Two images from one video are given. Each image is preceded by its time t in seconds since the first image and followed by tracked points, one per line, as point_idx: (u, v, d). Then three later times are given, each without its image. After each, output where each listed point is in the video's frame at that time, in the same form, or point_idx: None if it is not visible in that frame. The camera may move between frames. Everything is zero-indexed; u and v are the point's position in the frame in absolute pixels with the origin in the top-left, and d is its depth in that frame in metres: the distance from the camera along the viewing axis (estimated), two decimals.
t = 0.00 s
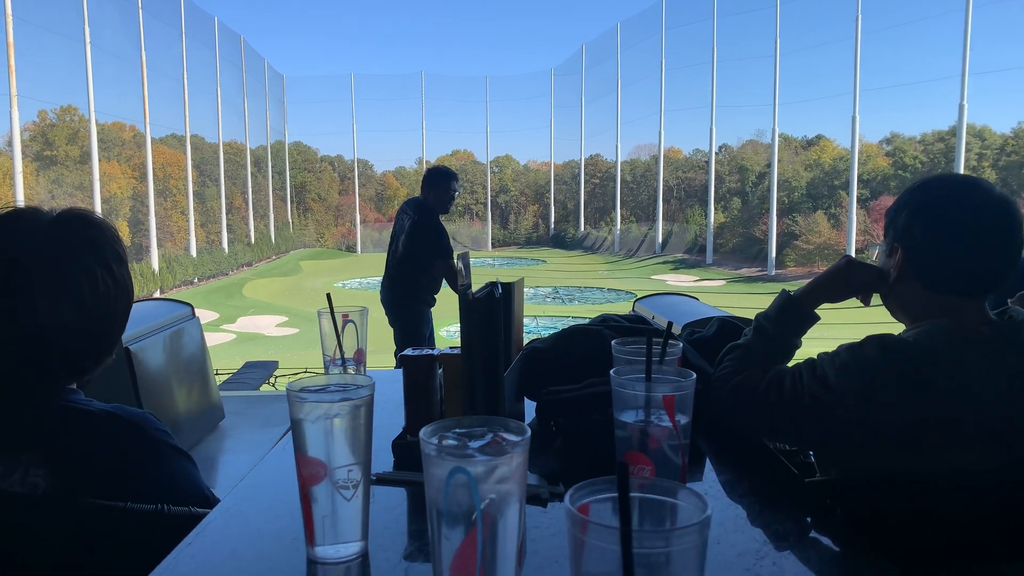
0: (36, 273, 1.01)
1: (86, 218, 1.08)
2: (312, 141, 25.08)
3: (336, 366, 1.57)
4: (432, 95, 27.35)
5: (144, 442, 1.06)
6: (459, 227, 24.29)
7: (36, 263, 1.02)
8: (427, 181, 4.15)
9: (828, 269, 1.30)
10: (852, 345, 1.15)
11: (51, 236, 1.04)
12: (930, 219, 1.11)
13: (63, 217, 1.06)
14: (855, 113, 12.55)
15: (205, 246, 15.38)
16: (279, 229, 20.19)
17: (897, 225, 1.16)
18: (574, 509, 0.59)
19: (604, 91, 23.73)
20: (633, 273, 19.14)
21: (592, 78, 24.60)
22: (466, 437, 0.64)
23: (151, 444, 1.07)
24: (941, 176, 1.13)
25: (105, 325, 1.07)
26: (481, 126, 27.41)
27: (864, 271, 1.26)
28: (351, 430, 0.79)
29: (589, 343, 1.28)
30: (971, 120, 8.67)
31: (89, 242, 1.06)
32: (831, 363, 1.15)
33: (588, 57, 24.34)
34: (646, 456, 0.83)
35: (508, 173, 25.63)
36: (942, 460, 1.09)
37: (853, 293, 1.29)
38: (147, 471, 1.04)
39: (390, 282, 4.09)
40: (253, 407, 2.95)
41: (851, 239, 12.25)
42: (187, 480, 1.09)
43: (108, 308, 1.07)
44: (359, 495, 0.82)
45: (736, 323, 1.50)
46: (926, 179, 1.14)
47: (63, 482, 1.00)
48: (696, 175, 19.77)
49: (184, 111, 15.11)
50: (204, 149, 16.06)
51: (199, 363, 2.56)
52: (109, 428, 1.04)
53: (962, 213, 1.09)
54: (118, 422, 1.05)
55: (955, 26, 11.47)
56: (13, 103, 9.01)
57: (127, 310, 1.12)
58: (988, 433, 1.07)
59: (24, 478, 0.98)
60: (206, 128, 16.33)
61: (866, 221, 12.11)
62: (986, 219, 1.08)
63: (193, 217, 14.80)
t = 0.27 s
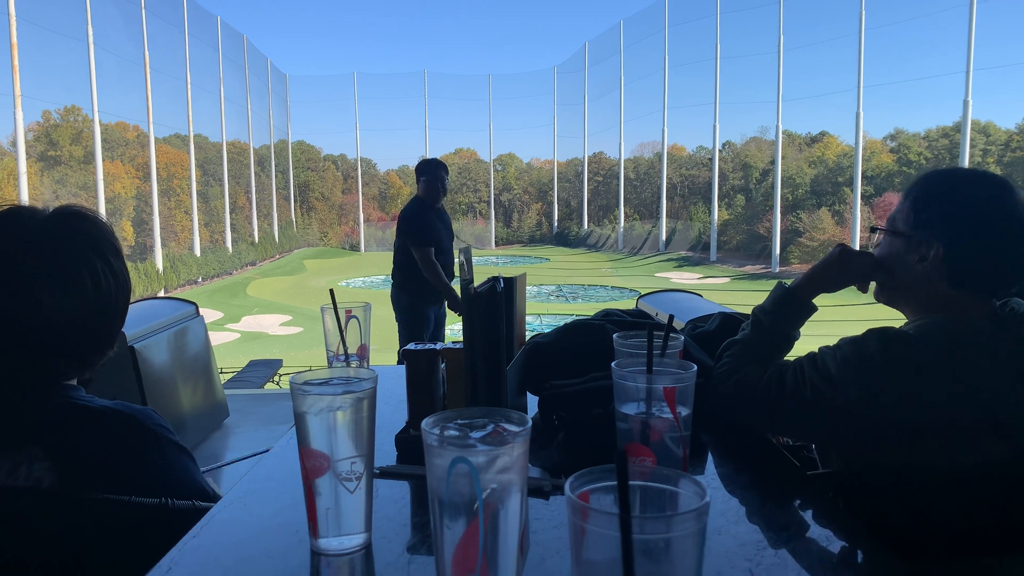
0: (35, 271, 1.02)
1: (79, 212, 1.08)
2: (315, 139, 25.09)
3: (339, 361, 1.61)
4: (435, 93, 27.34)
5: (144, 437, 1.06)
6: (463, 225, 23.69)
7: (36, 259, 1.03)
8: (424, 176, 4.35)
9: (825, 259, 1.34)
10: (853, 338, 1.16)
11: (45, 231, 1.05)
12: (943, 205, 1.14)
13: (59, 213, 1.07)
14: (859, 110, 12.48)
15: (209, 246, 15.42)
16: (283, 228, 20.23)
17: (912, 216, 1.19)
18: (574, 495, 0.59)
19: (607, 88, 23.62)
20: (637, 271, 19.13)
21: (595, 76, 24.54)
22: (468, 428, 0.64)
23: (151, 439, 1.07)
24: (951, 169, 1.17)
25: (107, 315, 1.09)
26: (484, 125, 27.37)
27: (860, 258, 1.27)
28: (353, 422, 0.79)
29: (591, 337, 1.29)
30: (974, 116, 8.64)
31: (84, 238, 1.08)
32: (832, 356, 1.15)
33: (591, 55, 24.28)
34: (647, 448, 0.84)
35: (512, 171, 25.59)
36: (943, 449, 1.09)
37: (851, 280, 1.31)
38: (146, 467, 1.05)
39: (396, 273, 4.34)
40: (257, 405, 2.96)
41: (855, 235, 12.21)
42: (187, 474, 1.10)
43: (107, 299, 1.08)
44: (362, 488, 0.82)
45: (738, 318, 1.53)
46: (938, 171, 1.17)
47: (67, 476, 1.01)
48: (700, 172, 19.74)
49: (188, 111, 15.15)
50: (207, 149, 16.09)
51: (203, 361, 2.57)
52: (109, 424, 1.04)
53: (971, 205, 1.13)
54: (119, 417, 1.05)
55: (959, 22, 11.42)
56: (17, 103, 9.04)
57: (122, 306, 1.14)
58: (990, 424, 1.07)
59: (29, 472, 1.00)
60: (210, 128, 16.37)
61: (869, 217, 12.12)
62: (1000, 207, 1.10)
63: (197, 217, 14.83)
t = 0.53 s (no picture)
0: (34, 267, 1.03)
1: (81, 210, 1.09)
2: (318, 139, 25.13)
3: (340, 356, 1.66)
4: (438, 92, 27.33)
5: (146, 431, 1.07)
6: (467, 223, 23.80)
7: (35, 258, 1.03)
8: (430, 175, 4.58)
9: (821, 256, 1.37)
10: (854, 332, 1.17)
11: (45, 228, 1.06)
12: (961, 198, 1.20)
13: (58, 210, 1.07)
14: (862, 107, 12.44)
15: (212, 245, 15.46)
16: (286, 227, 20.28)
17: (922, 206, 1.24)
18: (570, 485, 0.59)
19: (610, 86, 23.64)
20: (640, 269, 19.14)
21: (597, 74, 24.49)
22: (467, 420, 0.65)
23: (153, 434, 1.08)
24: (959, 162, 1.24)
25: (107, 312, 1.08)
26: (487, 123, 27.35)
27: (859, 252, 1.34)
28: (354, 414, 0.79)
29: (592, 333, 1.30)
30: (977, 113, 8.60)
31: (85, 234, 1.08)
32: (833, 352, 1.16)
33: (593, 53, 24.25)
34: (645, 441, 0.86)
35: (514, 169, 25.52)
36: (943, 449, 1.10)
37: (850, 275, 1.36)
38: (147, 461, 1.06)
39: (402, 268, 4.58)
40: (259, 403, 2.97)
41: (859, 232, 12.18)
42: (189, 468, 1.11)
43: (106, 296, 1.08)
44: (362, 481, 0.82)
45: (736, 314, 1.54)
46: (950, 165, 1.24)
47: (72, 470, 1.02)
48: (703, 170, 19.71)
49: (191, 110, 15.19)
50: (211, 148, 16.14)
51: (206, 360, 2.58)
52: (111, 419, 1.05)
53: (986, 201, 1.19)
54: (119, 412, 1.05)
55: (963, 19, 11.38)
56: (21, 103, 9.06)
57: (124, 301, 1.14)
58: (990, 416, 1.08)
59: (32, 467, 1.01)
60: (213, 127, 16.42)
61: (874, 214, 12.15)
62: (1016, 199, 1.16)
63: (200, 216, 14.87)
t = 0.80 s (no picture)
0: (40, 265, 1.09)
1: (77, 203, 1.16)
2: (322, 136, 25.12)
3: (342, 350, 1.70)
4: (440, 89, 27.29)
5: (146, 423, 1.10)
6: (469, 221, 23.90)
7: (39, 254, 1.10)
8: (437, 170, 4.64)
9: (822, 252, 1.39)
10: (855, 327, 1.17)
11: (45, 221, 1.12)
12: (966, 192, 1.19)
13: (58, 203, 1.14)
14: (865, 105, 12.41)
15: (216, 243, 15.48)
16: (290, 225, 20.32)
17: (924, 200, 1.24)
18: (568, 473, 0.60)
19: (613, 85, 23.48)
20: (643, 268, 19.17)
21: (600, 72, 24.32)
22: (468, 410, 0.65)
23: (154, 426, 1.11)
24: (959, 157, 1.23)
25: (98, 306, 1.17)
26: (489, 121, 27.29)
27: (861, 247, 1.36)
28: (356, 405, 0.80)
29: (593, 328, 1.32)
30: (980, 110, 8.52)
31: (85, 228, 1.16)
32: (834, 345, 1.15)
33: (597, 51, 24.16)
34: (646, 433, 0.90)
35: (517, 167, 25.43)
36: (944, 444, 1.10)
37: (849, 270, 1.38)
38: (147, 454, 1.09)
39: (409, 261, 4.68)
40: (263, 400, 2.98)
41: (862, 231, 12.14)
42: (188, 461, 1.14)
43: (101, 291, 1.17)
44: (364, 472, 0.83)
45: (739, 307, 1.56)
46: (951, 158, 1.23)
47: (76, 462, 1.04)
48: (706, 168, 19.60)
49: (195, 108, 15.21)
50: (214, 146, 16.16)
51: (210, 356, 2.59)
52: (110, 410, 1.07)
53: (987, 194, 1.18)
54: (120, 403, 1.08)
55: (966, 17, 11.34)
56: (25, 101, 9.08)
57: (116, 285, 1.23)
58: (990, 409, 1.08)
59: (36, 459, 1.03)
60: (217, 126, 16.45)
61: (876, 212, 12.08)
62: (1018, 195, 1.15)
63: (203, 214, 14.89)
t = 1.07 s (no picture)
0: (39, 261, 1.17)
1: (77, 198, 1.23)
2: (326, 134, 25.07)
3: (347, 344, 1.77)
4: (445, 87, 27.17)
5: (153, 412, 1.13)
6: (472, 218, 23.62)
7: (49, 248, 1.18)
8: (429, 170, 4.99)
9: (827, 248, 1.46)
10: (858, 321, 1.22)
11: (53, 218, 1.20)
12: (967, 187, 1.25)
13: (60, 198, 1.21)
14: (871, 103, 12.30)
15: (220, 240, 15.47)
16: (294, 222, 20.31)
17: (928, 194, 1.30)
18: (570, 464, 0.60)
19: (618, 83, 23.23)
20: (648, 267, 19.06)
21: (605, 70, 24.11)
22: (471, 401, 0.66)
23: (160, 415, 1.14)
24: (960, 153, 1.28)
25: (103, 291, 1.25)
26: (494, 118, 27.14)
27: (867, 241, 1.42)
28: (359, 400, 0.80)
29: (596, 324, 1.33)
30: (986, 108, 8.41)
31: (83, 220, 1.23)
32: (838, 341, 1.20)
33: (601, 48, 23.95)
34: (649, 424, 0.94)
35: (520, 165, 24.90)
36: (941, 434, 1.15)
37: (852, 265, 1.45)
38: (154, 442, 1.12)
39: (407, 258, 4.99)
40: (266, 397, 2.98)
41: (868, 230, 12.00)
42: (195, 449, 1.17)
43: (106, 277, 1.26)
44: (367, 464, 0.84)
45: (743, 302, 1.59)
46: (952, 154, 1.29)
47: (84, 451, 1.09)
48: (711, 166, 19.49)
49: (199, 105, 15.18)
50: (218, 143, 16.15)
51: (214, 352, 2.60)
52: (114, 400, 1.11)
53: (988, 191, 1.24)
54: (125, 395, 1.12)
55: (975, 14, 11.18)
56: (29, 97, 9.09)
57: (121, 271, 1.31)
58: (989, 399, 1.12)
59: (43, 450, 1.07)
60: (221, 123, 16.44)
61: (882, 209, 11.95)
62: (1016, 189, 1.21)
63: (207, 211, 14.89)
